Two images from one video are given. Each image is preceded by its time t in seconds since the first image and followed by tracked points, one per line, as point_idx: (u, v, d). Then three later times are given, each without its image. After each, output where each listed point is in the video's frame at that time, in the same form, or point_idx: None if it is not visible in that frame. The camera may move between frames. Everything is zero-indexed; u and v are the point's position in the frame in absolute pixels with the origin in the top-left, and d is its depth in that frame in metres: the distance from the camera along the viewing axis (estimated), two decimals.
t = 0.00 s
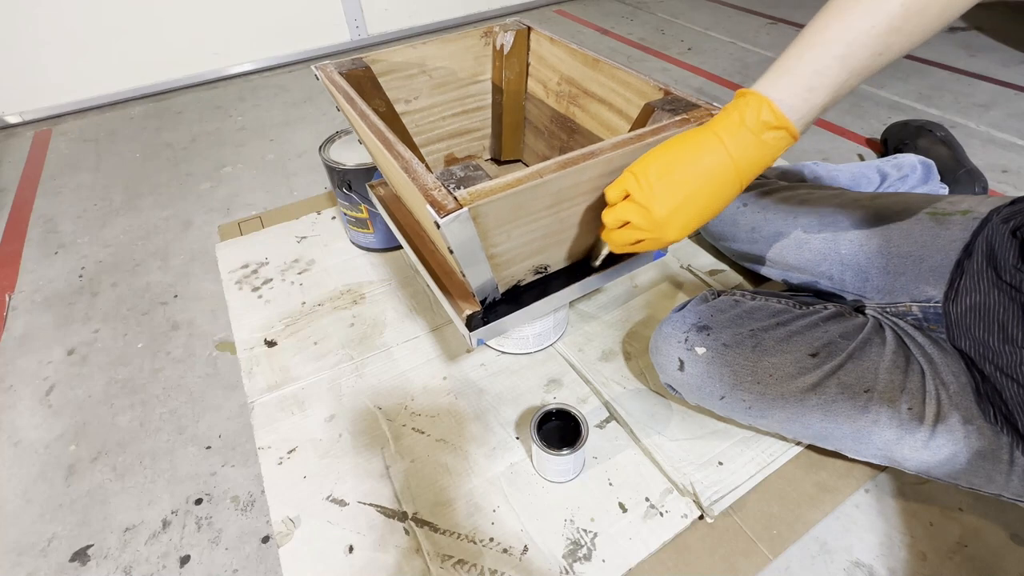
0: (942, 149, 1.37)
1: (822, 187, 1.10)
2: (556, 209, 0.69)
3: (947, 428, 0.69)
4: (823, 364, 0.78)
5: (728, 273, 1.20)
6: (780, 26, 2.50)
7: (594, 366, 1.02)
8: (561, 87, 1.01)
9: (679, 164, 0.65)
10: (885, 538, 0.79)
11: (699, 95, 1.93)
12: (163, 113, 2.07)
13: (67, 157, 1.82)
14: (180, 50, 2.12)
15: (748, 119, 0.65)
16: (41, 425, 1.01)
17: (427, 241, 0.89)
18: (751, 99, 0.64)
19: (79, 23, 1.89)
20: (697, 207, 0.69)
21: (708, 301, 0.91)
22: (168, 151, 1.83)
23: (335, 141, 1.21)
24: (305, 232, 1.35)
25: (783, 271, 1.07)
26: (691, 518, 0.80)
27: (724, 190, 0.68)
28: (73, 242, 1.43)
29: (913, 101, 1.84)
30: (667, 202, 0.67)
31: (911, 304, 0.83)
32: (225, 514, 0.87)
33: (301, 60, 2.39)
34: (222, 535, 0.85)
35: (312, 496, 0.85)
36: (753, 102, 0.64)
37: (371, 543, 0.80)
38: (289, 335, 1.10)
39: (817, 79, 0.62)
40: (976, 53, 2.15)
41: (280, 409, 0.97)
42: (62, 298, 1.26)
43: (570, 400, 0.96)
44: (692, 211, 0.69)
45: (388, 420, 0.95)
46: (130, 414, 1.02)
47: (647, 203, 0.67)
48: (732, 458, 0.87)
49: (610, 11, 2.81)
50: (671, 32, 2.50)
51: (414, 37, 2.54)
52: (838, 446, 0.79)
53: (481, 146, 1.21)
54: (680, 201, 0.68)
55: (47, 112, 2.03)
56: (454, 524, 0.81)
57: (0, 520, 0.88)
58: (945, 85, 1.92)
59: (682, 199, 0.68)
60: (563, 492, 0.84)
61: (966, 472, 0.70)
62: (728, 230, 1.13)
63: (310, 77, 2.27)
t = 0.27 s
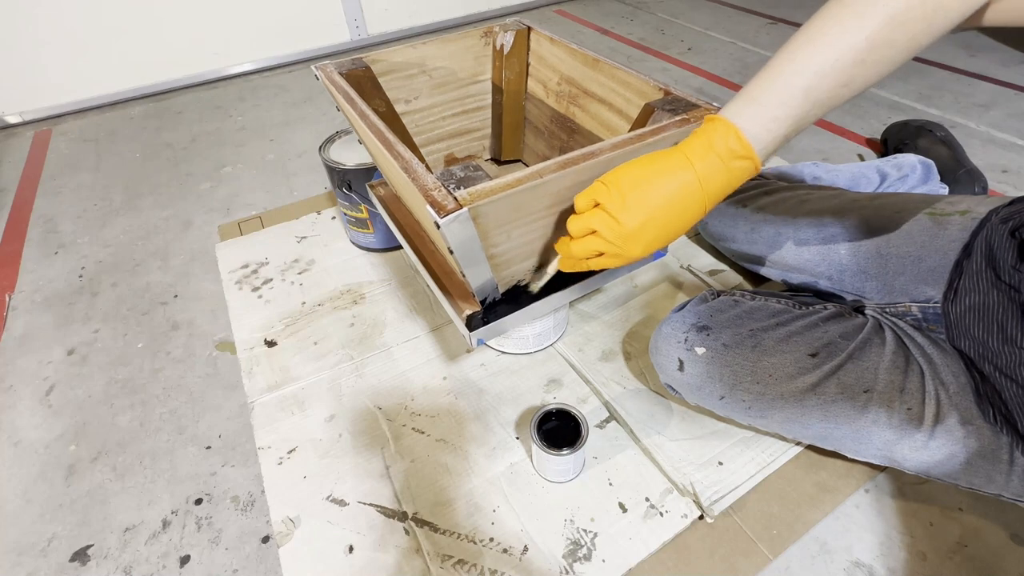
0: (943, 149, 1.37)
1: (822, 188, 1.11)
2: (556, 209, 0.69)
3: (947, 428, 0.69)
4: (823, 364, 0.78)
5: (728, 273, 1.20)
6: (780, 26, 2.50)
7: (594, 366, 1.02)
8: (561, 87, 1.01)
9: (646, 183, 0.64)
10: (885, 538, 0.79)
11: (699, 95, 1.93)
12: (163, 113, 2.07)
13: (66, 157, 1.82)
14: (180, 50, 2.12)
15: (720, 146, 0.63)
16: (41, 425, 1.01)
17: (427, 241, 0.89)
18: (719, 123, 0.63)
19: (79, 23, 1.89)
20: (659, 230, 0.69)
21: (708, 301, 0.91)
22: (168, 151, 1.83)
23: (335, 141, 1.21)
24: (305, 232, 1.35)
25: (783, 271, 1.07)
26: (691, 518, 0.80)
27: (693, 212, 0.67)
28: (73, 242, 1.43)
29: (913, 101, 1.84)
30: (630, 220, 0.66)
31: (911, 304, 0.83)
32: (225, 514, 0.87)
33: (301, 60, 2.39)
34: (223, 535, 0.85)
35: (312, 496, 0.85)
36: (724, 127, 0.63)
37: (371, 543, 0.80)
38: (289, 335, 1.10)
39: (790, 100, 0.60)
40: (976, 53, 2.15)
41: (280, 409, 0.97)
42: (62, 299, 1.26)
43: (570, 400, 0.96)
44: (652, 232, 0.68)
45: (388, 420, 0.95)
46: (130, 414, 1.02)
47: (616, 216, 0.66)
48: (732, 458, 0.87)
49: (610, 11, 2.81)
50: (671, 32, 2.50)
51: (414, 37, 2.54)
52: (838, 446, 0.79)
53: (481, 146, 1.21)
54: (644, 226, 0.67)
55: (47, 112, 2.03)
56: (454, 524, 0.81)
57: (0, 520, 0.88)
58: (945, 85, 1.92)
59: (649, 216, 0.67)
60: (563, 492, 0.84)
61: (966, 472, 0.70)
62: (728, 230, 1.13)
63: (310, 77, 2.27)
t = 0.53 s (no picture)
0: (943, 149, 1.37)
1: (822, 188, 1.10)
2: (556, 209, 0.69)
3: (947, 428, 0.69)
4: (823, 364, 0.78)
5: (728, 273, 1.20)
6: (780, 26, 2.50)
7: (594, 366, 1.02)
8: (561, 87, 1.01)
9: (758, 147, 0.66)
10: (885, 538, 0.79)
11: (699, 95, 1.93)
12: (163, 113, 2.07)
13: (66, 157, 1.82)
14: (180, 50, 2.12)
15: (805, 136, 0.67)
16: (41, 425, 1.01)
17: (427, 241, 0.89)
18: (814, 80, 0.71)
19: (79, 23, 1.90)
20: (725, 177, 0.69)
21: (708, 301, 0.91)
22: (168, 151, 1.83)
23: (335, 141, 1.22)
24: (305, 232, 1.35)
25: (783, 271, 1.07)
26: (691, 518, 0.80)
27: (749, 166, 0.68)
28: (73, 242, 1.43)
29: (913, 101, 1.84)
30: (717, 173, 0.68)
31: (911, 304, 0.83)
32: (225, 514, 0.87)
33: (301, 60, 2.39)
34: (222, 535, 0.85)
35: (312, 496, 0.85)
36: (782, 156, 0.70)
37: (371, 543, 0.80)
38: (289, 335, 1.10)
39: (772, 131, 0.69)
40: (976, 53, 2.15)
41: (280, 409, 0.97)
42: (62, 299, 1.26)
43: (570, 400, 0.96)
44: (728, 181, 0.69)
45: (388, 420, 0.95)
46: (130, 414, 1.02)
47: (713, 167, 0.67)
48: (732, 459, 0.87)
49: (610, 11, 2.81)
50: (671, 32, 2.50)
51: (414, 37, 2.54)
52: (838, 446, 0.78)
53: (481, 146, 1.21)
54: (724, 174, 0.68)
55: (47, 112, 2.03)
56: (454, 524, 0.81)
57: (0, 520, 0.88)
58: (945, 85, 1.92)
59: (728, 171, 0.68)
60: (563, 492, 0.84)
61: (965, 472, 0.70)
62: (728, 231, 1.13)
63: (310, 77, 2.27)
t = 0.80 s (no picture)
0: (942, 149, 1.37)
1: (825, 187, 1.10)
2: (557, 209, 0.69)
3: (947, 429, 0.69)
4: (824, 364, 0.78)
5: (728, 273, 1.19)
6: (780, 26, 2.50)
7: (593, 366, 1.02)
8: (561, 87, 1.01)
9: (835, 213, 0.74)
10: (885, 539, 0.79)
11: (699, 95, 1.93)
12: (163, 113, 2.07)
13: (67, 157, 1.82)
14: (180, 50, 2.12)
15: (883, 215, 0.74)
16: (41, 425, 1.01)
17: (427, 241, 0.89)
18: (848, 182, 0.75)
19: (79, 24, 1.90)
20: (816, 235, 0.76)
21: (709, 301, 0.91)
22: (168, 151, 1.83)
23: (335, 141, 1.22)
24: (305, 232, 1.35)
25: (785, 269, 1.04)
26: (691, 518, 0.80)
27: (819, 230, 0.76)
28: (73, 242, 1.43)
29: (912, 101, 1.84)
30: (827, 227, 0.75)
31: (914, 305, 0.84)
32: (225, 514, 0.87)
33: (301, 60, 2.39)
34: (222, 535, 0.85)
35: (312, 496, 0.85)
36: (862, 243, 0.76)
37: (371, 543, 0.80)
38: (289, 335, 1.10)
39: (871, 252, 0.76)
40: (975, 53, 2.15)
41: (280, 409, 0.97)
42: (62, 299, 1.26)
43: (570, 400, 0.96)
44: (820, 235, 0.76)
45: (388, 420, 0.95)
46: (130, 414, 1.02)
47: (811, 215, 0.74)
48: (732, 459, 0.87)
49: (610, 11, 2.81)
50: (671, 32, 2.50)
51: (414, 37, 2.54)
52: (838, 446, 0.79)
53: (481, 146, 1.21)
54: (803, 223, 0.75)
55: (47, 112, 2.03)
56: (454, 524, 0.81)
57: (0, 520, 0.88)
58: (945, 85, 1.92)
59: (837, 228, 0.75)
60: (563, 492, 0.84)
61: (966, 473, 0.70)
62: (731, 230, 1.14)
63: (310, 77, 2.27)
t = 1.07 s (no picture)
0: (942, 149, 1.37)
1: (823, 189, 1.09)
2: (557, 209, 0.69)
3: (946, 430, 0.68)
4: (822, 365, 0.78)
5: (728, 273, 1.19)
6: (780, 26, 2.50)
7: (593, 366, 1.02)
8: (561, 87, 1.01)
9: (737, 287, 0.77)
10: (886, 539, 0.79)
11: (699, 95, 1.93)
12: (163, 113, 2.07)
13: (66, 157, 1.82)
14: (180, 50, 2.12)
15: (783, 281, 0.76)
16: (41, 425, 1.01)
17: (427, 241, 0.89)
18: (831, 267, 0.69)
19: (79, 24, 1.90)
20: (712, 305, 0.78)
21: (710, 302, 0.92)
22: (168, 151, 1.83)
23: (335, 141, 1.21)
24: (305, 232, 1.35)
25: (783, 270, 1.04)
26: (691, 518, 0.80)
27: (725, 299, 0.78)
28: (73, 242, 1.43)
29: (912, 101, 1.84)
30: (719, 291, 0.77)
31: (910, 304, 0.83)
32: (225, 514, 0.87)
33: (301, 60, 2.39)
34: (223, 535, 0.85)
35: (312, 496, 0.85)
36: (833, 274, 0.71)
37: (371, 543, 0.80)
38: (288, 335, 1.10)
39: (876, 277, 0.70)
40: (976, 53, 2.15)
41: (280, 409, 0.97)
42: (62, 299, 1.26)
43: (570, 400, 0.96)
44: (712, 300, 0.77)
45: (388, 420, 0.95)
46: (130, 414, 1.02)
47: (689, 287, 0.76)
48: (732, 458, 0.87)
49: (610, 11, 2.81)
50: (671, 32, 2.50)
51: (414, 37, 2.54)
52: (837, 447, 0.78)
53: (481, 145, 1.20)
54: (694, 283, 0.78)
55: (47, 112, 2.03)
56: (454, 524, 0.81)
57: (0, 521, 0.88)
58: (945, 85, 1.92)
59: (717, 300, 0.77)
60: (563, 492, 0.84)
61: (966, 474, 0.70)
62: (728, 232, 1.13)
63: (310, 77, 2.27)
